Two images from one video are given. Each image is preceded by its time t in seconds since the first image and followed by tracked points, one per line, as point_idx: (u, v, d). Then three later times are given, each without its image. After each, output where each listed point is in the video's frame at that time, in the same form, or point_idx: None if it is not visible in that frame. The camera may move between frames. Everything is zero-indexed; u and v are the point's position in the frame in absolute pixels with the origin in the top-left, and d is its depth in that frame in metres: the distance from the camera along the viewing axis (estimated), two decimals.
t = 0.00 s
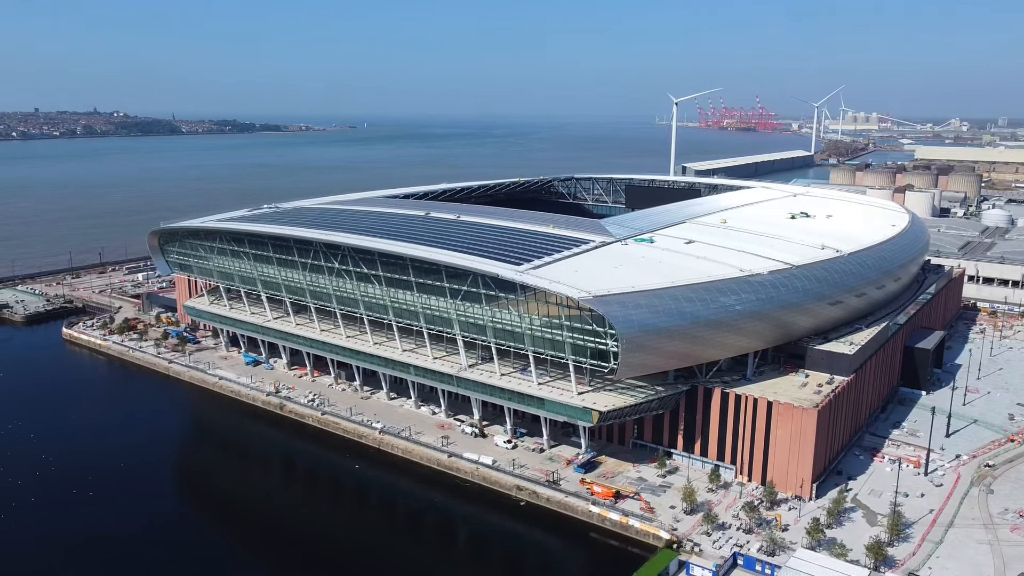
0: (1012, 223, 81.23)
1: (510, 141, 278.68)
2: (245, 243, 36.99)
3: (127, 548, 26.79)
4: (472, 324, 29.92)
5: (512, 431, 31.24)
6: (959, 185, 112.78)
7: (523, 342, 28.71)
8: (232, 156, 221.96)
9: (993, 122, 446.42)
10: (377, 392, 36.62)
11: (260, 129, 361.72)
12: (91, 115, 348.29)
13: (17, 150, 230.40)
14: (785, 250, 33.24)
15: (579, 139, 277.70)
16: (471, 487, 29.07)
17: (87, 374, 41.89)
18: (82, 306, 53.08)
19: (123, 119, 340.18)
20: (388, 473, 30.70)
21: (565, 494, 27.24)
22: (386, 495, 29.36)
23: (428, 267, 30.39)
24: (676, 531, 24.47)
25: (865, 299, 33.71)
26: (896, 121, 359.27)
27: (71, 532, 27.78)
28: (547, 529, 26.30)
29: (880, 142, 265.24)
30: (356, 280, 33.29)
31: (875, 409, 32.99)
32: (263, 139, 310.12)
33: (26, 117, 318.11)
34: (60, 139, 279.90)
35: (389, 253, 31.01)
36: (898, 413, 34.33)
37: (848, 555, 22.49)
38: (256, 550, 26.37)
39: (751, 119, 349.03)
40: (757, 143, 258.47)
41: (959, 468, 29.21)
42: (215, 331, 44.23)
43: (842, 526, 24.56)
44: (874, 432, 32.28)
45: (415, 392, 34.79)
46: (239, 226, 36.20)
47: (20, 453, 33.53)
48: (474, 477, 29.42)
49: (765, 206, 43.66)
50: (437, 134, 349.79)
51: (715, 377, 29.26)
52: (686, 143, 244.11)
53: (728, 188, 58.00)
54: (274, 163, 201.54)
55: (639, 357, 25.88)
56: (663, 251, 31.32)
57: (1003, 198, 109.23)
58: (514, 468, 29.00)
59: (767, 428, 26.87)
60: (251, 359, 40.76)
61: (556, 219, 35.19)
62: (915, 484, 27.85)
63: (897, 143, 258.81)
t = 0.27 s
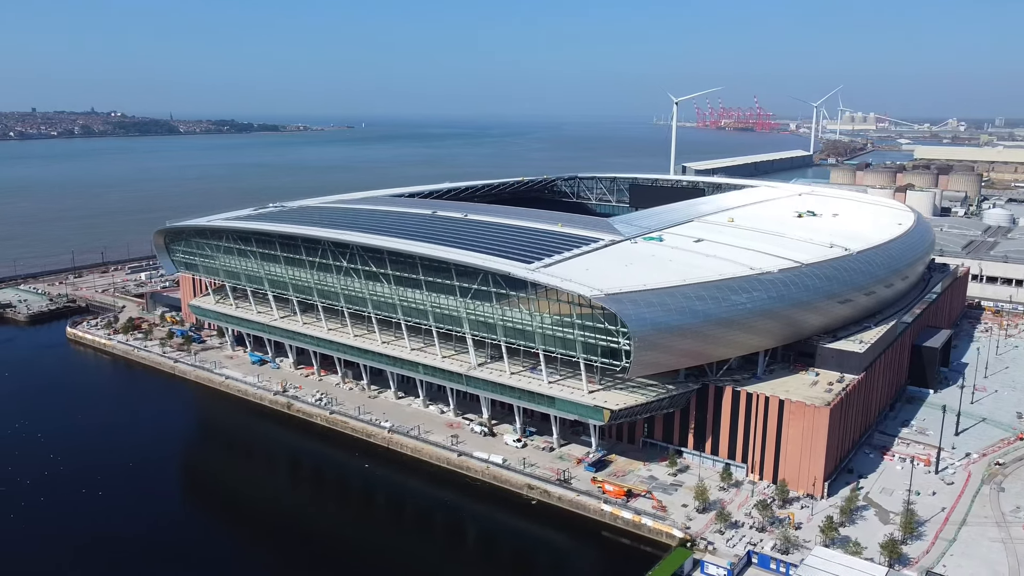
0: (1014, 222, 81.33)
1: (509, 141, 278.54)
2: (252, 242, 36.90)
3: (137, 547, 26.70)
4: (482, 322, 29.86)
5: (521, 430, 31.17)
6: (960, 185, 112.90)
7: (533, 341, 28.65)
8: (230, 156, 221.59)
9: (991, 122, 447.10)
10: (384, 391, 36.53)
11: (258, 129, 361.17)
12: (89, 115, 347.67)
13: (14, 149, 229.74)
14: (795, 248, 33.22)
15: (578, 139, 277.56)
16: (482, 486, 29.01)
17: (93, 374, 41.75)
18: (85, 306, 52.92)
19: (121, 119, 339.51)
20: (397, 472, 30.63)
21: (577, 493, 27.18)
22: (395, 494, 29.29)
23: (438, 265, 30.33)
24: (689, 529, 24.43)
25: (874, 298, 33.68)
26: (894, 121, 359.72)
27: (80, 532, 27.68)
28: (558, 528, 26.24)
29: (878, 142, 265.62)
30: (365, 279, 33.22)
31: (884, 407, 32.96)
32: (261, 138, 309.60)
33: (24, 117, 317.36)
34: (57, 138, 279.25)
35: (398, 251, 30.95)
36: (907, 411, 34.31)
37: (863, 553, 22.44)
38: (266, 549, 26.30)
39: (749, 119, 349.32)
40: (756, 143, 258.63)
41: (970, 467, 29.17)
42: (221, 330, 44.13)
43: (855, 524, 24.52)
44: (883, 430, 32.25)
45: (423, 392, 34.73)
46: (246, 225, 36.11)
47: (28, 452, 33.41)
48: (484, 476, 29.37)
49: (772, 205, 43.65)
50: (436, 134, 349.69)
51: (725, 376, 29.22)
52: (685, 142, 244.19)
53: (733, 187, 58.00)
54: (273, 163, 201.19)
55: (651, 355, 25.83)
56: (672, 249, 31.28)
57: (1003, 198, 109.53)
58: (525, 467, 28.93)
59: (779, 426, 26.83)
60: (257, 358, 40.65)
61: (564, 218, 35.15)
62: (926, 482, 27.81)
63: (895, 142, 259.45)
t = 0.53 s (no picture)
0: (1014, 222, 81.45)
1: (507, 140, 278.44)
2: (259, 241, 36.79)
3: (147, 547, 26.60)
4: (492, 321, 29.79)
5: (530, 429, 31.10)
6: (959, 184, 113.04)
7: (543, 340, 28.59)
8: (228, 156, 221.13)
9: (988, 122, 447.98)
10: (391, 390, 36.45)
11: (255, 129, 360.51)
12: (86, 115, 346.78)
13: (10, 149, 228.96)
14: (803, 246, 33.19)
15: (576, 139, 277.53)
16: (492, 485, 28.96)
17: (97, 374, 41.59)
18: (88, 306, 52.72)
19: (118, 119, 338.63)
20: (406, 471, 30.55)
21: (588, 491, 27.13)
22: (404, 493, 29.22)
23: (447, 264, 30.27)
24: (701, 528, 24.39)
25: (882, 296, 33.68)
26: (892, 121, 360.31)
27: (90, 531, 27.59)
28: (569, 527, 26.20)
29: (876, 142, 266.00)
30: (373, 278, 33.14)
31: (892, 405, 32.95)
32: (259, 138, 309.09)
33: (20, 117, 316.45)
34: (54, 138, 278.39)
35: (406, 249, 30.87)
36: (914, 409, 34.30)
37: (877, 551, 22.42)
38: (276, 548, 26.21)
39: (747, 119, 349.66)
40: (754, 142, 258.82)
41: (980, 465, 29.15)
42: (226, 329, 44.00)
43: (867, 522, 24.50)
44: (892, 428, 32.24)
45: (430, 391, 34.67)
46: (253, 223, 36.00)
47: (35, 452, 33.27)
48: (494, 475, 29.31)
49: (777, 204, 43.64)
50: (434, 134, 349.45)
51: (735, 374, 29.18)
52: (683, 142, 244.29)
53: (736, 186, 58.01)
54: (271, 163, 200.78)
55: (663, 353, 25.78)
56: (682, 248, 31.24)
57: (1003, 197, 109.75)
58: (535, 466, 28.88)
59: (790, 424, 26.80)
60: (263, 357, 40.53)
61: (572, 217, 35.09)
62: (937, 480, 27.79)
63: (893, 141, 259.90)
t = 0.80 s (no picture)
0: (1009, 221, 81.78)
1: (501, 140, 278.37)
2: (260, 240, 36.61)
3: (149, 547, 26.46)
4: (497, 319, 29.72)
5: (535, 427, 31.05)
6: (953, 183, 113.49)
7: (549, 338, 28.53)
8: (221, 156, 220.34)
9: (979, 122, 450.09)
10: (394, 389, 36.32)
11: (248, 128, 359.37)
12: (77, 115, 345.09)
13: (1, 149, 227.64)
14: (806, 244, 33.23)
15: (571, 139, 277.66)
16: (498, 484, 28.89)
17: (97, 374, 41.33)
18: (86, 306, 52.39)
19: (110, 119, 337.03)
20: (409, 471, 30.44)
21: (595, 490, 27.10)
22: (407, 492, 29.11)
23: (452, 262, 30.19)
24: (709, 526, 24.39)
25: (885, 294, 33.75)
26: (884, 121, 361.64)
27: (94, 532, 27.43)
28: (576, 525, 26.15)
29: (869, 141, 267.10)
30: (376, 277, 33.02)
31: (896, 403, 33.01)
32: (252, 138, 308.24)
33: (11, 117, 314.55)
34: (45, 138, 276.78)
35: (411, 248, 30.77)
36: (917, 407, 34.38)
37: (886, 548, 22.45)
38: (279, 548, 26.08)
39: (740, 119, 350.45)
40: (747, 142, 259.35)
41: (984, 461, 29.22)
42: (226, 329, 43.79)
43: (875, 519, 24.52)
44: (895, 426, 32.30)
45: (434, 390, 34.58)
46: (255, 222, 35.84)
47: (37, 452, 33.06)
48: (500, 474, 29.24)
49: (778, 202, 43.70)
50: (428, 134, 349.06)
51: (740, 372, 29.19)
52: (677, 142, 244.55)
53: (735, 185, 58.08)
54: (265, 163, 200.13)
55: (670, 351, 25.76)
56: (686, 246, 31.24)
57: (997, 196, 110.23)
58: (541, 464, 28.83)
59: (796, 422, 26.82)
60: (264, 357, 40.37)
61: (576, 215, 35.07)
62: (942, 477, 27.85)
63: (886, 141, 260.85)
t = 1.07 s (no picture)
0: (998, 219, 82.38)
1: (491, 140, 278.20)
2: (258, 239, 36.35)
3: (146, 549, 26.23)
4: (499, 318, 29.65)
5: (536, 426, 30.99)
6: (942, 182, 114.22)
7: (551, 336, 28.48)
8: (210, 156, 219.12)
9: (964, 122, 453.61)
10: (393, 388, 36.18)
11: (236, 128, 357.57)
12: (63, 114, 342.29)
13: None
14: (805, 242, 33.34)
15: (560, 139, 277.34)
16: (499, 483, 28.81)
17: (91, 374, 40.96)
18: (78, 306, 51.95)
19: (96, 118, 334.54)
20: (409, 470, 30.31)
21: (598, 488, 27.07)
22: (407, 492, 28.98)
23: (453, 261, 30.10)
24: (714, 523, 24.40)
25: (883, 291, 33.92)
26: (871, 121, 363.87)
27: (94, 533, 27.21)
28: (579, 524, 26.10)
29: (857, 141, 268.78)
30: (376, 275, 32.86)
31: (894, 400, 33.17)
32: (241, 138, 306.72)
33: None
34: (30, 138, 274.38)
35: (411, 246, 30.65)
36: (915, 404, 34.56)
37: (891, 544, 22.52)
38: (278, 548, 25.92)
39: (728, 119, 351.73)
40: (736, 142, 260.17)
41: (983, 457, 29.38)
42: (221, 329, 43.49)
43: (878, 516, 24.61)
44: (894, 423, 32.45)
45: (434, 389, 34.45)
46: (252, 221, 35.60)
47: (33, 454, 32.74)
48: (502, 472, 29.17)
49: (775, 201, 43.85)
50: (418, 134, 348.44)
51: (742, 369, 29.24)
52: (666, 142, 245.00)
53: (730, 184, 58.22)
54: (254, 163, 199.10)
55: (673, 349, 25.76)
56: (687, 244, 31.27)
57: (985, 195, 111.03)
58: (543, 463, 28.77)
59: (798, 419, 26.88)
60: (260, 356, 40.13)
61: (575, 214, 35.04)
62: (942, 473, 27.98)
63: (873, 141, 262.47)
